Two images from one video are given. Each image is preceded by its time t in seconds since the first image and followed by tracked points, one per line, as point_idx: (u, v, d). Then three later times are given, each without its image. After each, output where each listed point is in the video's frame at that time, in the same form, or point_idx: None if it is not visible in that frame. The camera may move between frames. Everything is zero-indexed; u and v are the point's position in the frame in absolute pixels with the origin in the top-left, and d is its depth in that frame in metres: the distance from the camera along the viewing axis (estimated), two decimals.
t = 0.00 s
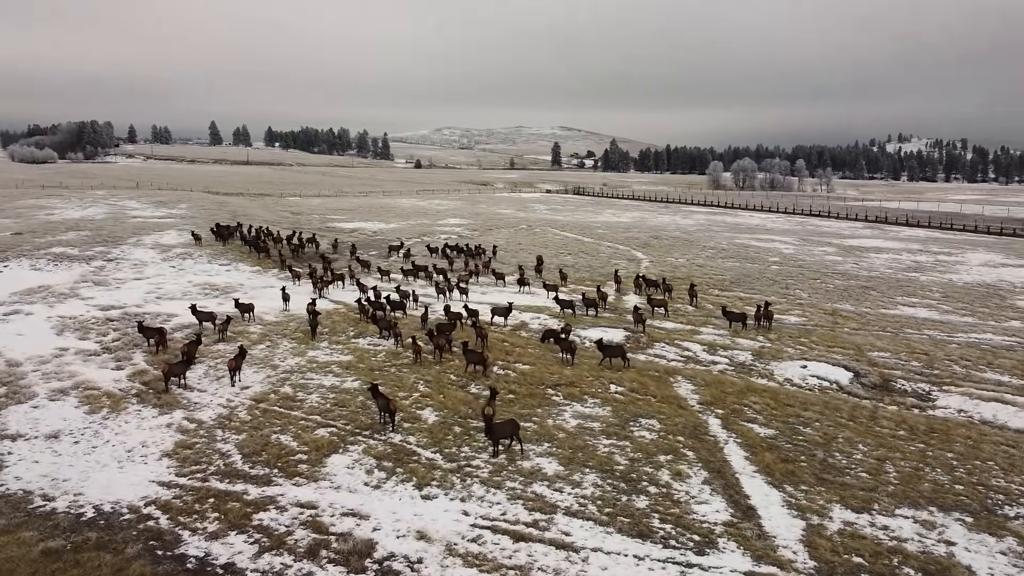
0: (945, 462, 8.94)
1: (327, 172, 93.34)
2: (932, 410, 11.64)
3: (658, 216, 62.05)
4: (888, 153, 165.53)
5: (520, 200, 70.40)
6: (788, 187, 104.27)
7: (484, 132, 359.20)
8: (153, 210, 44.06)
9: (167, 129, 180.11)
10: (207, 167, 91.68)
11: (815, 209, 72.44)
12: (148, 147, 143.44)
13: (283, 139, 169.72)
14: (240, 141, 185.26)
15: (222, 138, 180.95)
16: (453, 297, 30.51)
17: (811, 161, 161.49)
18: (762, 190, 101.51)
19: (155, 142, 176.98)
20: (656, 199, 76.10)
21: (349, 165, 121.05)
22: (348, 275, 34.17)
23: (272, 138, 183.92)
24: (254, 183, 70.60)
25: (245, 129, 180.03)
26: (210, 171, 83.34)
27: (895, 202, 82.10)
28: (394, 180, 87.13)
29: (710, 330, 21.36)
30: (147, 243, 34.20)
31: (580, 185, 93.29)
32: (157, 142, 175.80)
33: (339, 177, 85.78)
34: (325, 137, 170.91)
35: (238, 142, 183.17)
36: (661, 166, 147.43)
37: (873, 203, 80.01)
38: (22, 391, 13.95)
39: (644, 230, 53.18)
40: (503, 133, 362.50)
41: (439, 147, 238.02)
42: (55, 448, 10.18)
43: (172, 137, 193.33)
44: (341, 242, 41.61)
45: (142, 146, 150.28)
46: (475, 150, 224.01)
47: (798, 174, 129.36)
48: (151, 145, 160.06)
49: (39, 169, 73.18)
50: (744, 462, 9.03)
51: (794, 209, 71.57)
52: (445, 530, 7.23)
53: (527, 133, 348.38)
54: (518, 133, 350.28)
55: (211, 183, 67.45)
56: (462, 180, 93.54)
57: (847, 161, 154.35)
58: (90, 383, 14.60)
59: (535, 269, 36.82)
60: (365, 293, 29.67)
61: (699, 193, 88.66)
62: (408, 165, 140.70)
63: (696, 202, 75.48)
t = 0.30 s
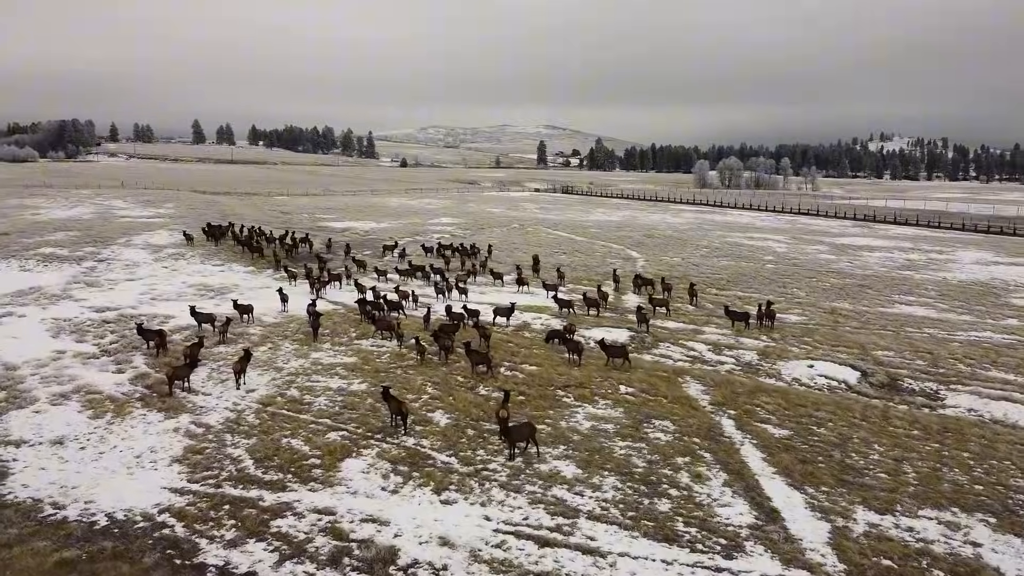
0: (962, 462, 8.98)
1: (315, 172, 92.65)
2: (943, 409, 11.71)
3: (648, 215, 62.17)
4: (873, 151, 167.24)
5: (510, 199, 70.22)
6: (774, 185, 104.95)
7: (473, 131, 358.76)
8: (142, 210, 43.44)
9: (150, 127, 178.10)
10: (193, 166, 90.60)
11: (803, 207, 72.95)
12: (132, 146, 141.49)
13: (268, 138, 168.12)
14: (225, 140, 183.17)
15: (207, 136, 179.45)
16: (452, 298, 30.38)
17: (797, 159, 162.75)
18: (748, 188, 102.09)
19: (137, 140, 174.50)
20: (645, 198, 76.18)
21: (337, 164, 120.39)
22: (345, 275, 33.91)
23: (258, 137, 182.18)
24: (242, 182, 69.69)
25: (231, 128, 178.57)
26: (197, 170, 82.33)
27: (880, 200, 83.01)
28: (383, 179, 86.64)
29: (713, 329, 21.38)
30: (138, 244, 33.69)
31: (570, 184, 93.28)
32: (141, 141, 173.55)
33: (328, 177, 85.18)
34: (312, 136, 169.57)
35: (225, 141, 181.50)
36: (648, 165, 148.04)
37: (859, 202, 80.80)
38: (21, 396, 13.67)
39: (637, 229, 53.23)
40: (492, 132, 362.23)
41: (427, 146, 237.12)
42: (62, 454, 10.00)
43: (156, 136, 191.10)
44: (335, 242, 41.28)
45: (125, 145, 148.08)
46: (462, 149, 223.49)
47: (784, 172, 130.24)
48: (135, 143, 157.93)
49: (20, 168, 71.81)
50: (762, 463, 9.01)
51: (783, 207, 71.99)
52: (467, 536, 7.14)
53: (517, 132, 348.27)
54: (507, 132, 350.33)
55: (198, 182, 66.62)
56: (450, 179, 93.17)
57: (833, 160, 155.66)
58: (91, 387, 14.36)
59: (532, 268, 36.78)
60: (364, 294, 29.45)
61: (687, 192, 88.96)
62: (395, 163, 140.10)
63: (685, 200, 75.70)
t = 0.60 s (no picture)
0: (980, 462, 9.03)
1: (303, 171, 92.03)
2: (954, 408, 11.78)
3: (640, 214, 62.25)
4: (858, 150, 168.80)
5: (501, 198, 70.10)
6: (761, 184, 105.60)
7: (462, 130, 358.11)
8: (132, 211, 42.82)
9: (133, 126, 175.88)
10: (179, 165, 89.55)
11: (792, 206, 73.46)
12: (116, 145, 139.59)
13: (255, 137, 166.54)
14: (210, 139, 181.24)
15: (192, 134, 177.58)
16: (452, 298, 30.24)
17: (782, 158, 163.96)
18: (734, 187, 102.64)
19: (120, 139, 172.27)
20: (635, 197, 76.28)
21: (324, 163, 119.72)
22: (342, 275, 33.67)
23: (243, 136, 180.34)
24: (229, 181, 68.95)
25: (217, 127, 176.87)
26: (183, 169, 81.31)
27: (865, 199, 83.82)
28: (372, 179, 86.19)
29: (717, 329, 21.40)
30: (130, 245, 33.20)
31: (558, 183, 93.28)
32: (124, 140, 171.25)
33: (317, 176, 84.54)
34: (297, 135, 168.61)
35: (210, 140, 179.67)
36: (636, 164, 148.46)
37: (846, 200, 81.50)
38: (21, 400, 13.39)
39: (629, 228, 53.30)
40: (482, 131, 361.79)
41: (415, 144, 236.16)
42: (69, 461, 9.80)
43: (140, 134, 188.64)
44: (330, 242, 40.95)
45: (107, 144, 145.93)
46: (449, 147, 222.87)
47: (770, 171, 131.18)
48: (118, 142, 155.64)
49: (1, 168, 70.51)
50: (781, 465, 8.98)
51: (773, 206, 72.43)
52: (492, 542, 7.05)
53: (507, 131, 348.19)
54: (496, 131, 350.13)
55: (185, 182, 65.82)
56: (439, 178, 92.87)
57: (818, 159, 156.97)
58: (92, 391, 14.10)
59: (530, 268, 36.71)
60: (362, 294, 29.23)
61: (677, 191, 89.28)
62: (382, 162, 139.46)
63: (676, 199, 75.88)
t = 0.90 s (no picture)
0: (998, 462, 9.06)
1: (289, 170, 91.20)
2: (965, 407, 11.83)
3: (631, 212, 62.31)
4: (842, 149, 170.36)
5: (490, 196, 69.90)
6: (746, 183, 106.22)
7: (451, 129, 357.33)
8: (120, 210, 42.13)
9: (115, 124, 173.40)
10: (163, 164, 88.38)
11: (780, 204, 73.95)
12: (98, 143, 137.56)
13: (239, 135, 164.96)
14: (195, 138, 179.35)
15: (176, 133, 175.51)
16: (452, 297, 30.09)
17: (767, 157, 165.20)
18: (719, 185, 103.20)
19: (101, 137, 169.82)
20: (624, 195, 76.31)
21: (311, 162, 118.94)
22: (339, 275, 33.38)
23: (227, 135, 178.42)
24: (217, 181, 68.09)
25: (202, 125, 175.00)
26: (166, 168, 80.19)
27: (851, 197, 84.58)
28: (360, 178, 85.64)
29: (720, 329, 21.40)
30: (122, 245, 32.66)
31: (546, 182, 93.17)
32: (104, 139, 168.71)
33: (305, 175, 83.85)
34: (281, 133, 167.51)
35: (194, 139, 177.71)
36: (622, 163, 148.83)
37: (833, 198, 82.17)
38: (20, 405, 13.08)
39: (621, 227, 53.33)
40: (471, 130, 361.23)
41: (400, 143, 234.65)
42: (77, 468, 9.60)
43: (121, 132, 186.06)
44: (324, 242, 40.59)
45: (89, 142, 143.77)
46: (435, 145, 222.08)
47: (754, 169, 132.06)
48: (95, 140, 153.10)
49: None
50: (801, 466, 8.96)
51: (762, 204, 72.89)
52: (518, 548, 6.96)
53: (496, 130, 348.13)
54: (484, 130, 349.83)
55: (171, 181, 64.91)
56: (427, 177, 92.51)
57: (803, 158, 158.30)
58: (93, 395, 13.83)
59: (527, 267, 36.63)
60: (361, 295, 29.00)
61: (664, 189, 89.59)
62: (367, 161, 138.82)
63: (666, 198, 76.07)
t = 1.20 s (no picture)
0: (1016, 463, 9.10)
1: (274, 169, 90.35)
2: (977, 407, 11.90)
3: (621, 211, 62.37)
4: (826, 147, 171.80)
5: (479, 195, 69.67)
6: (731, 182, 106.89)
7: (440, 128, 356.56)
8: (108, 211, 41.42)
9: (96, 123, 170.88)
10: (145, 163, 87.04)
11: (768, 203, 74.47)
12: (79, 143, 135.18)
13: (223, 134, 163.45)
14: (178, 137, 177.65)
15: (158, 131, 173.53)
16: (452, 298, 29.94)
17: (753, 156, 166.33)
18: (704, 184, 103.77)
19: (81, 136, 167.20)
20: (613, 194, 76.42)
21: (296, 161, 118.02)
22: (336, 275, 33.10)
23: (208, 133, 176.54)
24: (204, 180, 67.24)
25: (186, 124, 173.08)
26: (150, 167, 79.11)
27: (836, 195, 85.36)
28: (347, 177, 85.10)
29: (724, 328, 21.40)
30: (112, 247, 32.11)
31: (534, 181, 93.03)
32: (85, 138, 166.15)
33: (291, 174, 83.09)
34: (263, 132, 166.39)
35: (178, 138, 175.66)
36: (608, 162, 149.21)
37: (820, 197, 82.90)
38: (20, 410, 12.77)
39: (613, 226, 53.36)
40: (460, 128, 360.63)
41: (382, 141, 233.51)
42: (87, 476, 9.40)
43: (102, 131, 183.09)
44: (317, 243, 40.22)
45: (69, 141, 141.43)
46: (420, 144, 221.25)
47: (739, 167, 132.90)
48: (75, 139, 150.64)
49: None
50: (821, 467, 8.94)
51: (750, 203, 73.36)
52: (546, 554, 6.88)
53: (485, 129, 348.12)
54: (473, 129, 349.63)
55: (156, 180, 63.97)
56: (413, 176, 92.07)
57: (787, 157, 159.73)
58: (96, 400, 13.55)
59: (525, 267, 36.54)
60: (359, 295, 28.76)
61: (651, 188, 89.93)
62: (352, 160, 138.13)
63: (655, 196, 76.23)
